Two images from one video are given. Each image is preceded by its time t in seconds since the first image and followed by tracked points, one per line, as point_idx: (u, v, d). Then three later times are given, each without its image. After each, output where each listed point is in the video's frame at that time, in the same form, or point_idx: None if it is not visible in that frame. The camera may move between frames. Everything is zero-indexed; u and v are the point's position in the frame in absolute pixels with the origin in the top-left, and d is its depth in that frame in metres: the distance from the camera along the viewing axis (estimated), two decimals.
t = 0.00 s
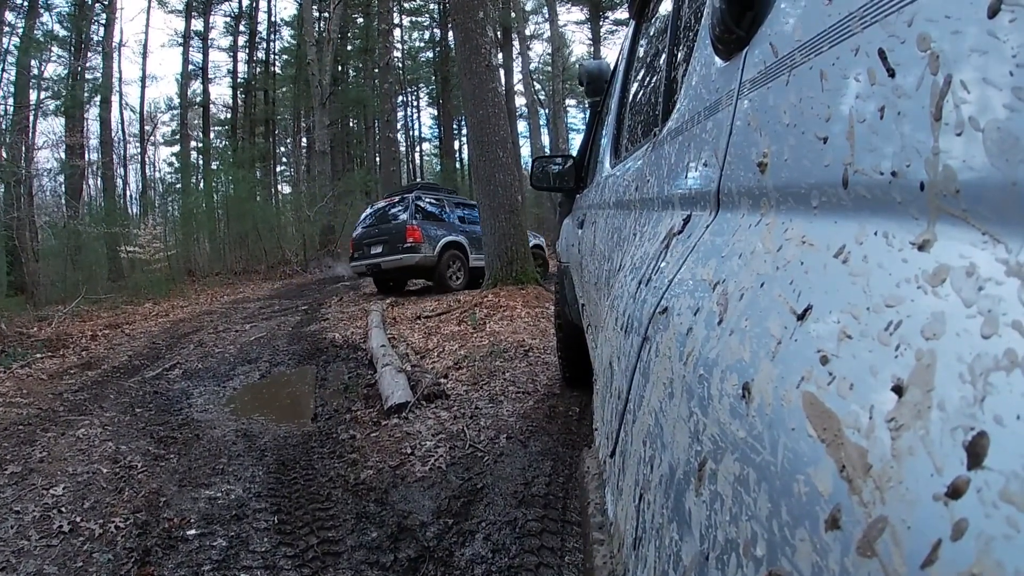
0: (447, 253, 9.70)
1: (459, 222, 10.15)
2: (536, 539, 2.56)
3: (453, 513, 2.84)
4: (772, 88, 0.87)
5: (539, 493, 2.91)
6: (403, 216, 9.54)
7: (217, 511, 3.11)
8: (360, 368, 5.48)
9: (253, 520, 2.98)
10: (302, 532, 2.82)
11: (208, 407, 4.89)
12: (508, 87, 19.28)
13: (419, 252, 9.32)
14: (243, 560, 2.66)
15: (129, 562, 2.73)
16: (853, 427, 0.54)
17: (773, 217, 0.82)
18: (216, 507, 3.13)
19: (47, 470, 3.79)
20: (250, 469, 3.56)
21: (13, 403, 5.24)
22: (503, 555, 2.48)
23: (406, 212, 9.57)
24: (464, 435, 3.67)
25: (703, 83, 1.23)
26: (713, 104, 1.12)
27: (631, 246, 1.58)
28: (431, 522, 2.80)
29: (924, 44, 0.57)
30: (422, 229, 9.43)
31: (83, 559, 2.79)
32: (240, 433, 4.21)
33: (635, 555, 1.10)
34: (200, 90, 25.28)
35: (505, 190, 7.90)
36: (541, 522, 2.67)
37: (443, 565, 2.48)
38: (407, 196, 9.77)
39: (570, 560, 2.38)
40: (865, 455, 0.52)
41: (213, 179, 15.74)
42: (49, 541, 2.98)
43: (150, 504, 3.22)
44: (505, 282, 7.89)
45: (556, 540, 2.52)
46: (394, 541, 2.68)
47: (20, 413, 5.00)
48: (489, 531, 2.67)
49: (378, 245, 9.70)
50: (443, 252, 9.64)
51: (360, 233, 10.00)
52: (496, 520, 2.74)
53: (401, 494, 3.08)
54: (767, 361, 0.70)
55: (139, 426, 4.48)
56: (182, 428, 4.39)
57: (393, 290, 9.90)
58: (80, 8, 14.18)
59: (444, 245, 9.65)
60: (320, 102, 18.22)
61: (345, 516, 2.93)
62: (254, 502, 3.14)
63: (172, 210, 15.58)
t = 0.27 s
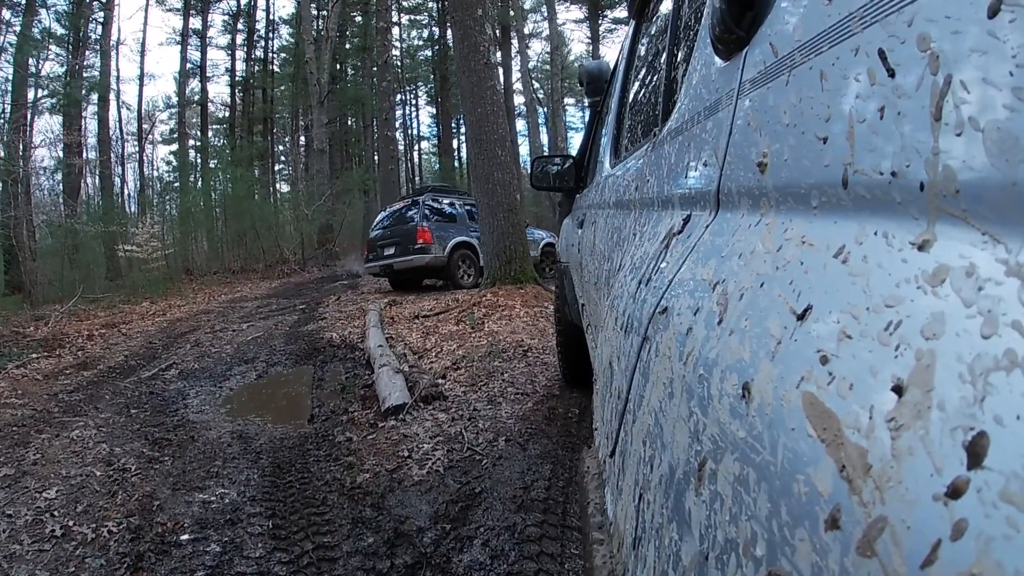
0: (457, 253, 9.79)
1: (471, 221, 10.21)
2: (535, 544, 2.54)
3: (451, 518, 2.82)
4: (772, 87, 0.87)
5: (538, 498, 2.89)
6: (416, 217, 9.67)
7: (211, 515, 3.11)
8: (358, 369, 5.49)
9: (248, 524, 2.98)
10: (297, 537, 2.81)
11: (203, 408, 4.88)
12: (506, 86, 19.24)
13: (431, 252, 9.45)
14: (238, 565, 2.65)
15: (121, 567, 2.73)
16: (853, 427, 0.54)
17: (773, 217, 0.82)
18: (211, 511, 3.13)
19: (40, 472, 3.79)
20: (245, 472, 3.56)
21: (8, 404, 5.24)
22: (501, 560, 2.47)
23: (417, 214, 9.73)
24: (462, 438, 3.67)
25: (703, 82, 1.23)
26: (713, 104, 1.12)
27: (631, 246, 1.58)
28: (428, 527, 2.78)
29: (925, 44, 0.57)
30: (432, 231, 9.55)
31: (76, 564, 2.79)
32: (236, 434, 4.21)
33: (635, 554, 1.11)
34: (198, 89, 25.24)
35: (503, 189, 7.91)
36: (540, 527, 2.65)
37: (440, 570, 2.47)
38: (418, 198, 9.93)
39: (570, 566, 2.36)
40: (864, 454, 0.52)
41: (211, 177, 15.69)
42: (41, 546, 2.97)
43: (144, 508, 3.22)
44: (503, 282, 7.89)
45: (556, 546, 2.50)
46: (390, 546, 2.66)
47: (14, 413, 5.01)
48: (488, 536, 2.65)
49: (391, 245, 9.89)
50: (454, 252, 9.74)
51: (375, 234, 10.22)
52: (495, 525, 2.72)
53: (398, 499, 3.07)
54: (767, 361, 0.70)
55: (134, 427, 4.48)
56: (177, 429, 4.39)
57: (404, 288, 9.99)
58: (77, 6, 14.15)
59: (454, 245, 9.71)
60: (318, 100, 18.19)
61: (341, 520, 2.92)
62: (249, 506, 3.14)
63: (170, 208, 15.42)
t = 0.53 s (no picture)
0: (469, 252, 9.85)
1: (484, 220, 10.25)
2: (535, 546, 2.54)
3: (449, 520, 2.82)
4: (772, 88, 0.87)
5: (537, 500, 2.89)
6: (430, 218, 9.77)
7: (208, 517, 3.11)
8: (355, 369, 5.49)
9: (244, 527, 2.97)
10: (294, 540, 2.81)
11: (201, 408, 4.88)
12: (505, 84, 19.21)
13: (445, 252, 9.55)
14: (234, 568, 2.64)
15: (118, 570, 2.73)
16: (853, 427, 0.54)
17: (773, 217, 0.82)
18: (207, 513, 3.13)
19: (36, 473, 3.80)
20: (242, 474, 3.56)
21: (4, 405, 5.23)
22: (500, 563, 2.46)
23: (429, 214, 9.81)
24: (461, 439, 3.67)
25: (703, 82, 1.22)
26: (713, 103, 1.12)
27: (631, 245, 1.58)
28: (427, 530, 2.77)
29: (925, 43, 0.57)
30: (443, 231, 9.62)
31: (71, 567, 2.79)
32: (233, 435, 4.22)
33: (634, 554, 1.10)
34: (197, 88, 25.22)
35: (502, 188, 7.91)
36: (540, 529, 2.65)
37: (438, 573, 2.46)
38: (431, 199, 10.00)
39: (569, 569, 2.35)
40: (863, 454, 0.52)
41: (209, 176, 15.88)
42: (37, 548, 2.97)
43: (140, 510, 3.22)
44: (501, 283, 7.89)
45: (555, 548, 2.50)
46: (388, 549, 2.66)
47: (11, 414, 5.01)
48: (486, 538, 2.65)
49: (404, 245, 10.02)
50: (465, 251, 9.80)
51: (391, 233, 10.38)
52: (493, 527, 2.72)
53: (396, 501, 3.07)
54: (767, 361, 0.70)
55: (131, 428, 4.48)
56: (174, 430, 4.39)
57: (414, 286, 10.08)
58: (75, 5, 14.13)
59: (465, 245, 9.77)
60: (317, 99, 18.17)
61: (338, 523, 2.92)
62: (246, 508, 3.14)
63: (167, 206, 15.43)
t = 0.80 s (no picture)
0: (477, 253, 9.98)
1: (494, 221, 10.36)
2: (534, 548, 2.54)
3: (448, 522, 2.82)
4: (772, 87, 0.86)
5: (537, 501, 2.89)
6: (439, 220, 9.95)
7: (206, 518, 3.11)
8: (355, 368, 5.48)
9: (242, 528, 2.97)
10: (292, 542, 2.81)
11: (200, 408, 4.88)
12: (504, 84, 19.19)
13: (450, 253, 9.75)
14: (232, 570, 2.64)
15: (115, 571, 2.73)
16: (852, 427, 0.54)
17: (773, 217, 0.82)
18: (205, 514, 3.13)
19: (34, 474, 3.80)
20: (240, 474, 3.56)
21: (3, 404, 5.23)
22: (500, 565, 2.46)
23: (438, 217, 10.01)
24: (460, 439, 3.67)
25: (703, 82, 1.22)
26: (713, 103, 1.12)
27: (631, 244, 1.58)
28: (426, 531, 2.77)
29: (924, 43, 0.57)
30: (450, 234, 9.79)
31: (69, 568, 2.79)
32: (232, 435, 4.22)
33: (634, 554, 1.10)
34: (196, 87, 25.21)
35: (501, 186, 7.91)
36: (539, 531, 2.65)
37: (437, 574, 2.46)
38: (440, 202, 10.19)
39: (569, 570, 2.35)
40: (863, 454, 0.52)
41: (208, 176, 15.81)
42: (34, 549, 2.97)
43: (138, 511, 3.22)
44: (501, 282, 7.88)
45: (555, 550, 2.50)
46: (387, 550, 2.66)
47: (10, 414, 5.01)
48: (486, 540, 2.65)
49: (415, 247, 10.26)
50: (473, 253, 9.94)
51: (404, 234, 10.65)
52: (492, 529, 2.72)
53: (394, 502, 3.07)
54: (767, 360, 0.70)
55: (129, 428, 4.48)
56: (172, 430, 4.39)
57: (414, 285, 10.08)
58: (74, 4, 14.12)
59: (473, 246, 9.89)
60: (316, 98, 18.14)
61: (336, 524, 2.92)
62: (244, 510, 3.14)
63: (167, 206, 15.24)
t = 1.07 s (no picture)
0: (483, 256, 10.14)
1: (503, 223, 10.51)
2: (534, 550, 2.54)
3: (447, 524, 2.82)
4: (771, 87, 0.86)
5: (536, 503, 2.89)
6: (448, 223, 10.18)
7: (203, 520, 3.11)
8: (353, 369, 5.48)
9: (240, 530, 2.97)
10: (291, 544, 2.81)
11: (198, 408, 4.88)
12: (503, 83, 19.18)
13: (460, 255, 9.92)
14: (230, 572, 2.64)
15: (112, 573, 2.73)
16: (852, 427, 0.54)
17: (773, 217, 0.82)
18: (203, 516, 3.13)
19: (32, 475, 3.79)
20: (238, 476, 3.56)
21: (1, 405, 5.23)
22: (499, 568, 2.46)
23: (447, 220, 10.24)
24: (459, 440, 3.67)
25: (703, 82, 1.22)
26: (712, 103, 1.12)
27: (631, 244, 1.58)
28: (425, 534, 2.77)
29: (925, 43, 0.57)
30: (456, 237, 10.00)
31: (66, 570, 2.78)
32: (230, 436, 4.22)
33: (634, 554, 1.10)
34: (195, 86, 25.19)
35: (501, 185, 7.91)
36: (539, 533, 2.64)
37: None
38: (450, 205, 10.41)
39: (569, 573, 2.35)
40: (863, 453, 0.52)
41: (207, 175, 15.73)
42: (31, 551, 2.97)
43: (135, 513, 3.22)
44: (500, 282, 7.89)
45: (554, 552, 2.50)
46: (386, 553, 2.66)
47: (8, 414, 5.01)
48: (485, 542, 2.65)
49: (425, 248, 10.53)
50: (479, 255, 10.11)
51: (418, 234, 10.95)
52: (492, 531, 2.72)
53: (393, 504, 3.07)
54: (766, 360, 0.70)
55: (127, 429, 4.48)
56: (170, 431, 4.39)
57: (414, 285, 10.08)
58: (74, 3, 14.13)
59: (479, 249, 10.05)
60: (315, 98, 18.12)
61: (335, 526, 2.92)
62: (242, 511, 3.14)
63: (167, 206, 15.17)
